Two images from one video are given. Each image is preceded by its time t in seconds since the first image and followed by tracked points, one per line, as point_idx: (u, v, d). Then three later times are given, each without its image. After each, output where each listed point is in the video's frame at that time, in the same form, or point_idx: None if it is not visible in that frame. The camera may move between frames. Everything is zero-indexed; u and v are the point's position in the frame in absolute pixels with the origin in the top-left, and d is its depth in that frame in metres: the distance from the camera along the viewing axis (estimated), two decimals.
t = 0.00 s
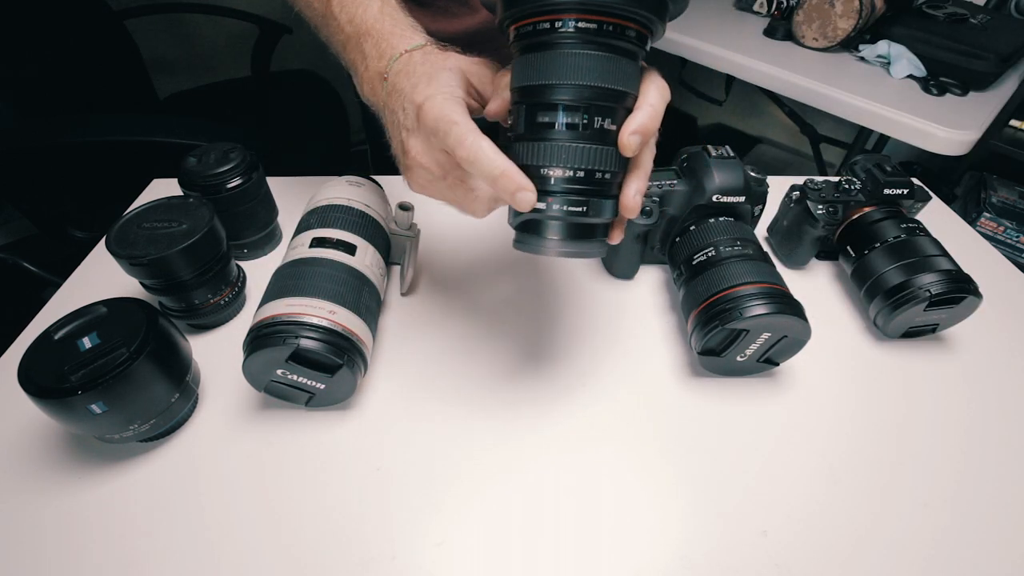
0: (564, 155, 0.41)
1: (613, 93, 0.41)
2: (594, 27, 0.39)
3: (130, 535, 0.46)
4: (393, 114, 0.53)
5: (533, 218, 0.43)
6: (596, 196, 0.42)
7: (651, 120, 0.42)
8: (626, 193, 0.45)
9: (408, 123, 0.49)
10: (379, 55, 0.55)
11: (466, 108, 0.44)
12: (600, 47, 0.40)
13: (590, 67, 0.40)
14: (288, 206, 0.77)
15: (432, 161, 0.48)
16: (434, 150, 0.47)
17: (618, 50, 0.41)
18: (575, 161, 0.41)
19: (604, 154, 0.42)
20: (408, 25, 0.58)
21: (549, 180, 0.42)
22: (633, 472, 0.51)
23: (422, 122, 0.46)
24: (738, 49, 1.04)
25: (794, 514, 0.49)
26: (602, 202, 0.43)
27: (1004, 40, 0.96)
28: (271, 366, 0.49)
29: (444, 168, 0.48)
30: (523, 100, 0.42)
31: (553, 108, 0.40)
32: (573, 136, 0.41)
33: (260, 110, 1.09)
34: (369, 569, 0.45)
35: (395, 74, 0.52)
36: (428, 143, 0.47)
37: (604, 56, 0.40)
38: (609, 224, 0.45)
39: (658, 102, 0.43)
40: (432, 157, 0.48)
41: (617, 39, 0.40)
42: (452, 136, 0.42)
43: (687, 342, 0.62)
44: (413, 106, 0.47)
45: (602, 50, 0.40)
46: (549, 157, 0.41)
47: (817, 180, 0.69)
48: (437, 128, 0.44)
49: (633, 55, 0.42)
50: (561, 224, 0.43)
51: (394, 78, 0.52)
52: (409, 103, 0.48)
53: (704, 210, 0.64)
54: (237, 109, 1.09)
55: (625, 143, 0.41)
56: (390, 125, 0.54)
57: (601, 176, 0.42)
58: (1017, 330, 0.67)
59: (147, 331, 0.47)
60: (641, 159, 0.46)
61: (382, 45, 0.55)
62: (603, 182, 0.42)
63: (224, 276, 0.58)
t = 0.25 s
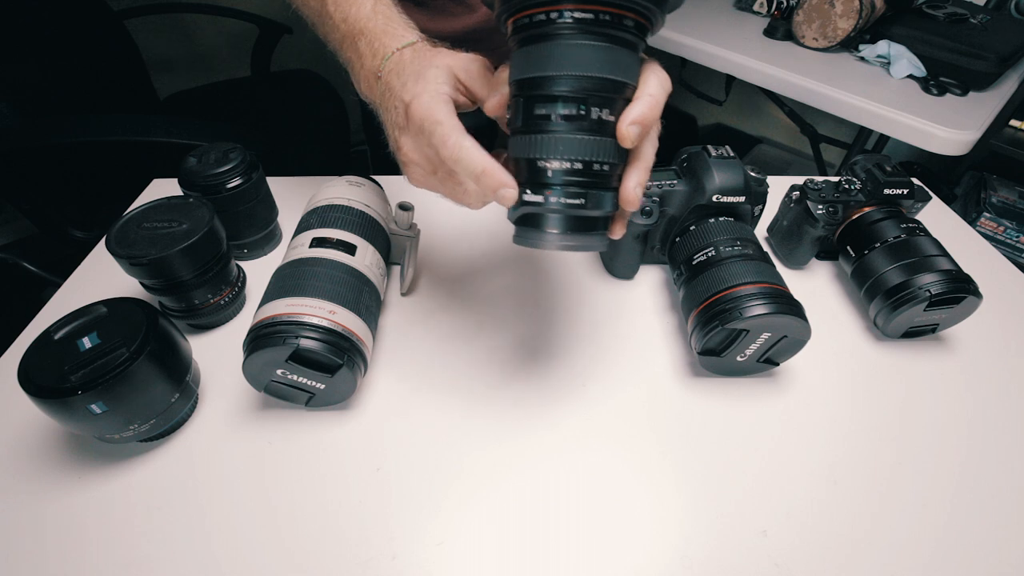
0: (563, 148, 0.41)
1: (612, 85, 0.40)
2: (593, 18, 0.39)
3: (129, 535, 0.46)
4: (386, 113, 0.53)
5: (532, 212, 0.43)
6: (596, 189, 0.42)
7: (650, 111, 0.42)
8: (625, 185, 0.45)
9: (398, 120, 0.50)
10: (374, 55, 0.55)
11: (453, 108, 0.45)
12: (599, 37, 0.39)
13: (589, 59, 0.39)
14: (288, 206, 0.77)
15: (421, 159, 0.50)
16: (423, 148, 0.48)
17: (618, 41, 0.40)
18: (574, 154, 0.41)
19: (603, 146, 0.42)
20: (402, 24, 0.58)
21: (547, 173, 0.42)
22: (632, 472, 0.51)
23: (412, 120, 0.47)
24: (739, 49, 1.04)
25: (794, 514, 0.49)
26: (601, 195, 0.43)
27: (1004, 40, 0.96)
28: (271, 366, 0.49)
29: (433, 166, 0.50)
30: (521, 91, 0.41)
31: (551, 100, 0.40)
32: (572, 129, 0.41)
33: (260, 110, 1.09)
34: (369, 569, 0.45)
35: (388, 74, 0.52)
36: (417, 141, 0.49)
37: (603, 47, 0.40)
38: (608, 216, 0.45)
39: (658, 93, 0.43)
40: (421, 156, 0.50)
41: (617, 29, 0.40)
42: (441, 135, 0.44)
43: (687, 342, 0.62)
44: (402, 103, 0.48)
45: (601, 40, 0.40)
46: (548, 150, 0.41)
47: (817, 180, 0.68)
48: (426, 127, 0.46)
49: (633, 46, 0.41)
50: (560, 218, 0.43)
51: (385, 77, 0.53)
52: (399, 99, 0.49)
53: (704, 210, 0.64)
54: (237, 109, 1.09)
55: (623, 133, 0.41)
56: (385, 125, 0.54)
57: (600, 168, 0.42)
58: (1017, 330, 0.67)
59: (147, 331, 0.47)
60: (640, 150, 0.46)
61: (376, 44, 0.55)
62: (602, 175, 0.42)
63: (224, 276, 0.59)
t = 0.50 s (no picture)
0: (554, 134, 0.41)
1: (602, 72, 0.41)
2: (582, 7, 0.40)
3: (130, 535, 0.46)
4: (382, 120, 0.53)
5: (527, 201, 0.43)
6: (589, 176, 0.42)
7: (641, 97, 0.42)
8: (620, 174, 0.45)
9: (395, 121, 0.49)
10: (368, 55, 0.55)
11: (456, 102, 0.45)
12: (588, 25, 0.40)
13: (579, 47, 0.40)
14: (288, 206, 0.77)
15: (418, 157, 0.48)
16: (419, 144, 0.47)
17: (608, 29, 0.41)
18: (565, 141, 0.41)
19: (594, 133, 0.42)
20: (395, 25, 0.58)
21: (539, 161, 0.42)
22: (632, 472, 0.51)
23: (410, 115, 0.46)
24: (739, 49, 1.04)
25: (794, 514, 0.49)
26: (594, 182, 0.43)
27: (1004, 40, 0.96)
28: (271, 366, 0.49)
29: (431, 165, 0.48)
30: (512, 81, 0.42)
31: (542, 88, 0.41)
32: (563, 115, 0.41)
33: (260, 110, 1.09)
34: (369, 569, 0.45)
35: (383, 74, 0.52)
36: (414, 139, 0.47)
37: (591, 34, 0.40)
38: (603, 205, 0.45)
39: (648, 79, 0.43)
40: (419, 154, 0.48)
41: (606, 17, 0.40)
42: (439, 127, 0.43)
43: (687, 342, 0.62)
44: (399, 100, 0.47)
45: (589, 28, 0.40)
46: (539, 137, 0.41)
47: (817, 180, 0.68)
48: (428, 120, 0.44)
49: (623, 35, 0.42)
50: (554, 206, 0.42)
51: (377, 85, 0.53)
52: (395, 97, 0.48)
53: (704, 210, 0.64)
54: (237, 109, 1.09)
55: (612, 119, 0.41)
56: (381, 128, 0.55)
57: (592, 155, 0.42)
58: (1017, 330, 0.67)
59: (147, 331, 0.47)
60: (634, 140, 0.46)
61: (370, 45, 0.55)
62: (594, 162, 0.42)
63: (224, 276, 0.58)
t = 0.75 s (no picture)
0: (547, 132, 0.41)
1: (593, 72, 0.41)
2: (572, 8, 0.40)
3: (129, 536, 0.46)
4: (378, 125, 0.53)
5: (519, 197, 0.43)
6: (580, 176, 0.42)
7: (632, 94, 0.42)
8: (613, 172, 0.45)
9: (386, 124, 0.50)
10: (367, 55, 0.55)
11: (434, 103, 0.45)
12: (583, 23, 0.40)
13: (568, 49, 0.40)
14: (288, 206, 0.77)
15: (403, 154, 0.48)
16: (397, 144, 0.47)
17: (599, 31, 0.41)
18: (557, 138, 0.41)
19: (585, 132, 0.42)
20: (397, 26, 0.57)
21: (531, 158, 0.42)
22: (632, 473, 0.51)
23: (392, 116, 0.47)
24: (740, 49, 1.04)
25: (794, 514, 0.49)
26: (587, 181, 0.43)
27: (1004, 40, 0.96)
28: (272, 366, 0.49)
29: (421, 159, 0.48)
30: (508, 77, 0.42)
31: (534, 85, 0.41)
32: (555, 113, 0.41)
33: (261, 110, 1.09)
34: (369, 569, 0.45)
35: (379, 72, 0.52)
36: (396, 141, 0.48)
37: (583, 32, 0.40)
38: (597, 203, 0.44)
39: (640, 74, 0.43)
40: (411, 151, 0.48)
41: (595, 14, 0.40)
42: (394, 113, 0.41)
43: (687, 342, 0.62)
44: (385, 96, 0.47)
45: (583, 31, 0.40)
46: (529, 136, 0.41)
47: (817, 180, 0.68)
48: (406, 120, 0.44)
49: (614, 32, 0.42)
50: (549, 205, 0.42)
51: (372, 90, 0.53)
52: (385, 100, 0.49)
53: (704, 210, 0.64)
54: (237, 110, 1.09)
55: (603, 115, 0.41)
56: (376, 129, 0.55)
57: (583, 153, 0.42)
58: (1017, 330, 0.67)
59: (147, 331, 0.47)
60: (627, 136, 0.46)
61: (370, 45, 0.55)
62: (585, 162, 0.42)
63: (224, 276, 0.59)
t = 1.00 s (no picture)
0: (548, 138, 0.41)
1: (598, 89, 0.41)
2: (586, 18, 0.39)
3: (129, 536, 0.46)
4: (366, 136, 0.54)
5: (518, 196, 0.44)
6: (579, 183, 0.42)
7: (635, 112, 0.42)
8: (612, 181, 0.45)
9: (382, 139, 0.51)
10: (349, 64, 0.55)
11: (438, 125, 0.45)
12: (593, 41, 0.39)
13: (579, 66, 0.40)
14: (288, 206, 0.77)
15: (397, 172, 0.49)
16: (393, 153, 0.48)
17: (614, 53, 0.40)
18: (559, 150, 0.41)
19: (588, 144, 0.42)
20: (378, 33, 0.57)
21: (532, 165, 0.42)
22: (632, 473, 0.51)
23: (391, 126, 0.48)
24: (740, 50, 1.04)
25: (794, 514, 0.49)
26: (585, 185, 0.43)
27: (1004, 40, 0.96)
28: (271, 366, 0.49)
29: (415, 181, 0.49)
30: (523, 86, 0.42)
31: (543, 98, 0.41)
32: (560, 127, 0.41)
33: (260, 110, 1.09)
34: (369, 569, 0.45)
35: (364, 83, 0.52)
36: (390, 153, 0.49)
37: (595, 53, 0.39)
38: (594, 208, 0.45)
39: (645, 94, 0.43)
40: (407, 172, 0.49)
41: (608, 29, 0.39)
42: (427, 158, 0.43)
43: (687, 342, 0.62)
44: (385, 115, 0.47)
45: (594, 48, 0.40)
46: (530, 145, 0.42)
47: (817, 180, 0.68)
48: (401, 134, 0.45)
49: (626, 49, 0.41)
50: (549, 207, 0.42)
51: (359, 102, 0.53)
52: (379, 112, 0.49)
53: (704, 210, 0.64)
54: (237, 110, 1.09)
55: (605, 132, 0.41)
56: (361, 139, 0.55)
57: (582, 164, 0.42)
58: (1017, 330, 0.67)
59: (147, 331, 0.47)
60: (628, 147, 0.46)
61: (352, 53, 0.55)
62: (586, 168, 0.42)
63: (224, 276, 0.58)
